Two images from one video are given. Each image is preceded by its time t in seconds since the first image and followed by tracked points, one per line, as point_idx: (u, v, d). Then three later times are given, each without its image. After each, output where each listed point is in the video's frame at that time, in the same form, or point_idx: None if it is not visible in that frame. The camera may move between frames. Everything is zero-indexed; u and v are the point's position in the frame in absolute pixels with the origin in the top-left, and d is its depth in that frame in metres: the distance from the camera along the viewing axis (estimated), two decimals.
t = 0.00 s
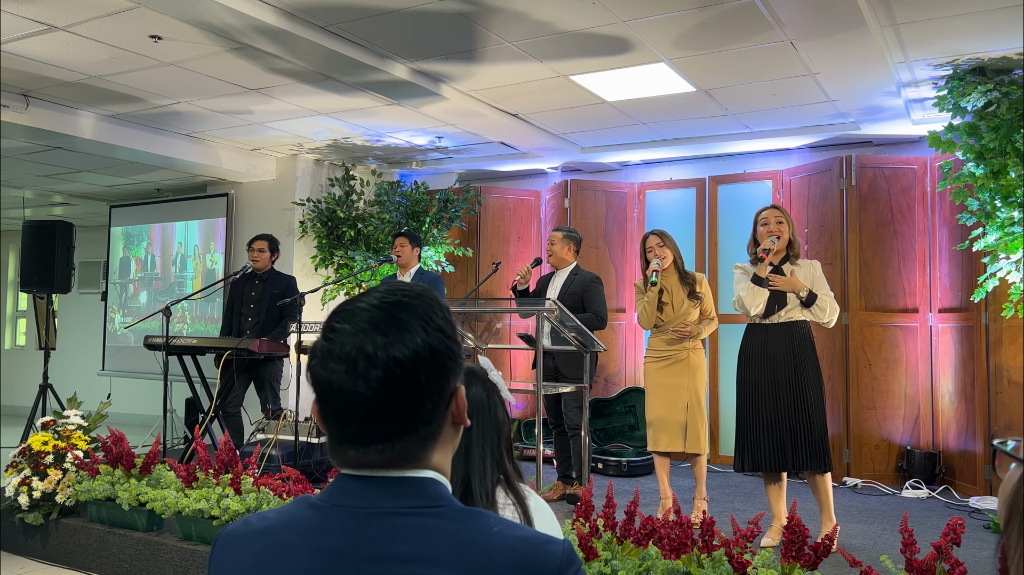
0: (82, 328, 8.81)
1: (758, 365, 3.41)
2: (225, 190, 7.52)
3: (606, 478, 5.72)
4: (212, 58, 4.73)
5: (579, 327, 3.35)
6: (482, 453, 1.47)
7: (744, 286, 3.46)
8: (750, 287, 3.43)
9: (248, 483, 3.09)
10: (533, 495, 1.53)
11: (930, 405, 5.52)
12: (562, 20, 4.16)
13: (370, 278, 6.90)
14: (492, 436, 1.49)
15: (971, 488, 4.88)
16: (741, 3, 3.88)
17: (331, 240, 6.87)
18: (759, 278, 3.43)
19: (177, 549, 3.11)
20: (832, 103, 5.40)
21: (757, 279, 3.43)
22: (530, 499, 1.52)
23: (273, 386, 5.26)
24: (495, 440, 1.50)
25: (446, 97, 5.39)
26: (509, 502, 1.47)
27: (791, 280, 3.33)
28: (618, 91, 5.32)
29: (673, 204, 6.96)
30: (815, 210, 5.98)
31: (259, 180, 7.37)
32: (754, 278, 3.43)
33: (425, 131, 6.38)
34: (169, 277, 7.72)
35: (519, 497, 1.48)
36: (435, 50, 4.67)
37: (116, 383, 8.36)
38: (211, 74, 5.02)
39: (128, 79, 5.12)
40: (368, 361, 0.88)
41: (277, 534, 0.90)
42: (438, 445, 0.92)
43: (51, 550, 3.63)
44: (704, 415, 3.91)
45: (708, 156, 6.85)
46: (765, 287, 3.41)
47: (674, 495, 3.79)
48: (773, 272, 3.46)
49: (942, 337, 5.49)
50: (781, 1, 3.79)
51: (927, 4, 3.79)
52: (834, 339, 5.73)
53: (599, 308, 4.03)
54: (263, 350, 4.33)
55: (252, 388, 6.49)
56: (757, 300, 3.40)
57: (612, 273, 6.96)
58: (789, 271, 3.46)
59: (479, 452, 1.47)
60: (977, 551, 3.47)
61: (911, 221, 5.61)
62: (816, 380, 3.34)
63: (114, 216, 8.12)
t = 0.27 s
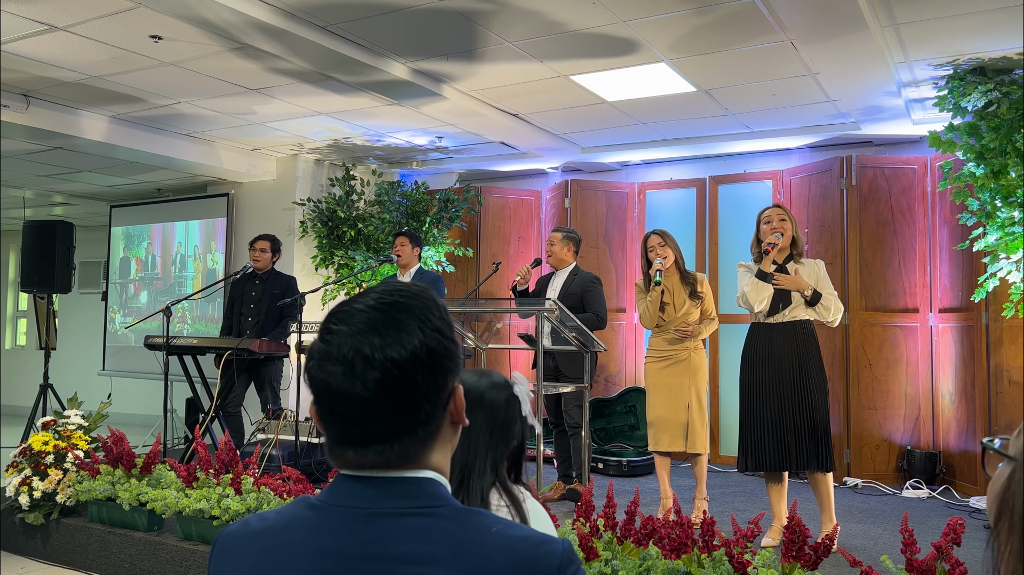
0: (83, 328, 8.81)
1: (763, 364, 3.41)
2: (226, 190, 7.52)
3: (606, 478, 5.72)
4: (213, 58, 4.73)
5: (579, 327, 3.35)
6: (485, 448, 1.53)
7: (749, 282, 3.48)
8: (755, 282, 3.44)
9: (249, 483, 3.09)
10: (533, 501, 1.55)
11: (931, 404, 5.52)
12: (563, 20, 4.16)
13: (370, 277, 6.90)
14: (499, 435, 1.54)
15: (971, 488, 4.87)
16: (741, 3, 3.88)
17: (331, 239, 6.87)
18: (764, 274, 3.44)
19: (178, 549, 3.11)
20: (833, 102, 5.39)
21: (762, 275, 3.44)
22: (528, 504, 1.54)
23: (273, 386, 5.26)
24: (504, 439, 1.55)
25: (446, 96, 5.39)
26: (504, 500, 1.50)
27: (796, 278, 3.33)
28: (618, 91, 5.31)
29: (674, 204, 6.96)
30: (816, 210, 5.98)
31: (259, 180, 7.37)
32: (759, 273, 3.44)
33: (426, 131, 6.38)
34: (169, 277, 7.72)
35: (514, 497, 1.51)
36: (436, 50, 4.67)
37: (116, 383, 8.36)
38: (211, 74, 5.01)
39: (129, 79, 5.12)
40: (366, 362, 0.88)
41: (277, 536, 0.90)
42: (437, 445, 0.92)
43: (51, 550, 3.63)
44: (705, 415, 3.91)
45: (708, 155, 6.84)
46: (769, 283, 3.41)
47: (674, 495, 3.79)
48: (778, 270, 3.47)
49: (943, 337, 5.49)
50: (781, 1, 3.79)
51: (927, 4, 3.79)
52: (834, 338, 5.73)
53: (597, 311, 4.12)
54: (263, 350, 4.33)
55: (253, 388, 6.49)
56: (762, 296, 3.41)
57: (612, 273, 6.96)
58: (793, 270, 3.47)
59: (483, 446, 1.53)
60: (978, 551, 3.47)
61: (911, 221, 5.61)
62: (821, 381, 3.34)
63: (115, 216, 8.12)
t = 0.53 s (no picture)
0: (83, 328, 8.81)
1: (770, 363, 3.41)
2: (226, 190, 7.53)
3: (606, 478, 5.72)
4: (213, 58, 4.72)
5: (579, 327, 3.35)
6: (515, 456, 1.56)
7: (755, 277, 3.44)
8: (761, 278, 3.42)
9: (249, 483, 3.09)
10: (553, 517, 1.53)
11: (931, 404, 5.51)
12: (563, 20, 4.16)
13: (370, 278, 6.90)
14: (533, 447, 1.57)
15: (972, 488, 4.86)
16: (741, 3, 3.88)
17: (331, 240, 6.87)
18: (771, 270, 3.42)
19: (178, 550, 3.11)
20: (833, 102, 5.39)
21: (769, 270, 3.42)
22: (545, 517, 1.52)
23: (273, 386, 5.26)
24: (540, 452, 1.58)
25: (446, 97, 5.39)
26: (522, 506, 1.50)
27: (803, 276, 3.31)
28: (618, 91, 5.31)
29: (674, 204, 6.95)
30: (816, 210, 5.99)
31: (259, 180, 7.37)
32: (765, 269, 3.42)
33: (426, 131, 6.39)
34: (169, 277, 7.72)
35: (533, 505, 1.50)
36: (436, 50, 4.67)
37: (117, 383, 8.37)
38: (211, 74, 5.01)
39: (129, 79, 5.12)
40: (361, 362, 0.88)
41: (274, 536, 0.90)
42: (434, 445, 0.92)
43: (51, 550, 3.64)
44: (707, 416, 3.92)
45: (709, 156, 6.84)
46: (776, 279, 3.39)
47: (674, 495, 3.79)
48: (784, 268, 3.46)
49: (943, 337, 5.49)
50: (782, 1, 3.79)
51: (928, 3, 3.78)
52: (834, 338, 5.73)
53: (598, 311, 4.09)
54: (263, 350, 4.32)
55: (253, 388, 6.49)
56: (767, 292, 3.38)
57: (612, 273, 6.96)
58: (798, 269, 3.47)
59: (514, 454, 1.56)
60: (978, 551, 3.47)
61: (911, 221, 5.61)
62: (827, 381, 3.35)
63: (115, 216, 8.12)
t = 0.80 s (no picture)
0: (83, 328, 8.81)
1: (777, 363, 3.40)
2: (226, 190, 7.52)
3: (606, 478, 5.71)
4: (213, 58, 4.72)
5: (579, 327, 3.34)
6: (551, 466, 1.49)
7: (762, 274, 3.43)
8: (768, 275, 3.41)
9: (249, 483, 3.09)
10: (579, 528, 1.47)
11: (931, 404, 5.51)
12: (563, 19, 4.16)
13: (370, 278, 6.91)
14: (570, 460, 1.51)
15: (971, 488, 4.85)
16: (741, 3, 3.88)
17: (331, 240, 6.87)
18: (778, 265, 3.41)
19: (179, 550, 3.11)
20: (833, 103, 5.39)
21: (776, 265, 3.41)
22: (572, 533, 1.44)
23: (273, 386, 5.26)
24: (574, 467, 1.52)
25: (446, 97, 5.38)
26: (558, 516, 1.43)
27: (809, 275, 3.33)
28: (618, 91, 5.31)
29: (674, 204, 6.95)
30: (816, 210, 5.99)
31: (260, 181, 7.37)
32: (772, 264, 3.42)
33: (426, 131, 6.39)
34: (169, 277, 7.72)
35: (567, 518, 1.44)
36: (436, 50, 4.67)
37: (117, 383, 8.36)
38: (211, 74, 5.01)
39: (129, 79, 5.12)
40: (360, 363, 0.88)
41: (274, 535, 0.90)
42: (434, 444, 0.92)
43: (51, 550, 3.63)
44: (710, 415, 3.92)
45: (710, 156, 6.84)
46: (784, 275, 3.38)
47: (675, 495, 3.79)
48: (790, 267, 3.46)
49: (943, 337, 5.49)
50: (782, 1, 3.78)
51: (928, 3, 3.79)
52: (835, 338, 5.73)
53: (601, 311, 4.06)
54: (263, 350, 4.32)
55: (253, 389, 6.49)
56: (774, 287, 3.37)
57: (612, 273, 6.96)
58: (804, 268, 3.47)
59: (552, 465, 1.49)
60: (978, 551, 3.47)
61: (911, 221, 5.61)
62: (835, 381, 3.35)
63: (115, 216, 8.12)
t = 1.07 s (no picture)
0: (83, 328, 8.82)
1: (785, 363, 3.40)
2: (226, 191, 7.52)
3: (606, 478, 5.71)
4: (213, 59, 4.72)
5: (579, 327, 3.34)
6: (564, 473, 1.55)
7: (772, 276, 3.44)
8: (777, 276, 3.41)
9: (249, 484, 3.09)
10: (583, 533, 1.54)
11: (931, 405, 5.50)
12: (563, 20, 4.16)
13: (370, 278, 6.91)
14: (585, 466, 1.56)
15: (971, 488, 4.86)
16: (741, 3, 3.88)
17: (331, 240, 6.87)
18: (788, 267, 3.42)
19: (178, 550, 3.12)
20: (833, 103, 5.39)
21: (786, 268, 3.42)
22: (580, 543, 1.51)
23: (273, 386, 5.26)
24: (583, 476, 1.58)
25: (446, 97, 5.38)
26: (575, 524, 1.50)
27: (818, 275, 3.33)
28: (618, 91, 5.31)
29: (674, 204, 6.94)
30: (816, 211, 5.99)
31: (259, 181, 7.37)
32: (783, 267, 3.42)
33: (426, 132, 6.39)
34: (169, 277, 7.72)
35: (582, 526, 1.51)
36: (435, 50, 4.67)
37: (116, 384, 8.36)
38: (211, 74, 5.01)
39: (129, 80, 5.12)
40: (358, 362, 0.88)
41: (272, 536, 0.90)
42: (432, 444, 0.92)
43: (51, 551, 3.63)
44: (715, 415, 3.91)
45: (710, 156, 6.84)
46: (793, 277, 3.39)
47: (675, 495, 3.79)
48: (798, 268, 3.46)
49: (943, 337, 5.49)
50: (781, 1, 3.78)
51: (928, 3, 3.78)
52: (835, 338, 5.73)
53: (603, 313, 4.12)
54: (264, 351, 4.32)
55: (253, 389, 6.49)
56: (786, 290, 3.38)
57: (612, 273, 6.96)
58: (810, 268, 3.46)
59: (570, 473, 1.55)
60: (977, 551, 3.47)
61: (910, 221, 5.61)
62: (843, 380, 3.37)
63: (115, 216, 8.11)
